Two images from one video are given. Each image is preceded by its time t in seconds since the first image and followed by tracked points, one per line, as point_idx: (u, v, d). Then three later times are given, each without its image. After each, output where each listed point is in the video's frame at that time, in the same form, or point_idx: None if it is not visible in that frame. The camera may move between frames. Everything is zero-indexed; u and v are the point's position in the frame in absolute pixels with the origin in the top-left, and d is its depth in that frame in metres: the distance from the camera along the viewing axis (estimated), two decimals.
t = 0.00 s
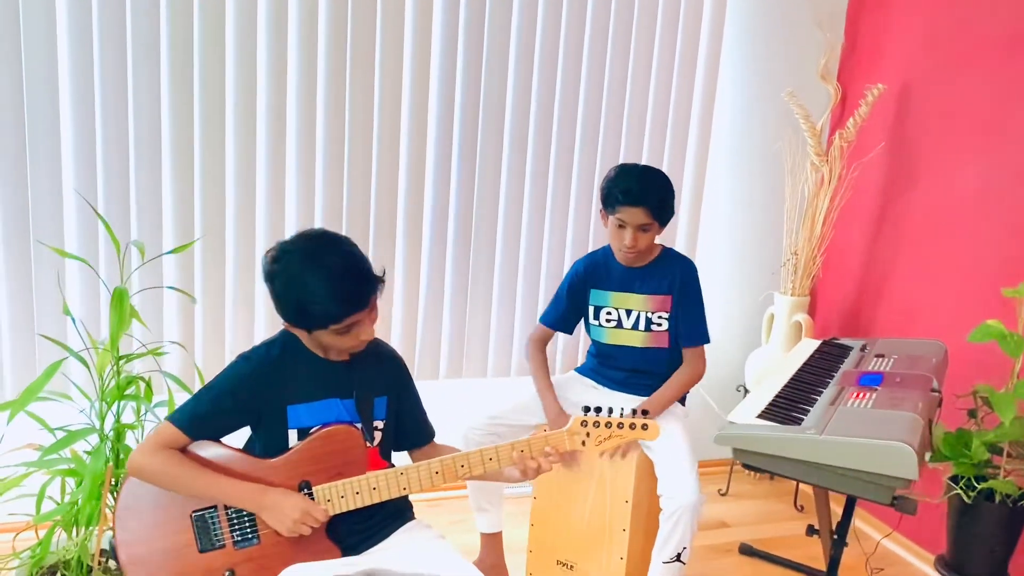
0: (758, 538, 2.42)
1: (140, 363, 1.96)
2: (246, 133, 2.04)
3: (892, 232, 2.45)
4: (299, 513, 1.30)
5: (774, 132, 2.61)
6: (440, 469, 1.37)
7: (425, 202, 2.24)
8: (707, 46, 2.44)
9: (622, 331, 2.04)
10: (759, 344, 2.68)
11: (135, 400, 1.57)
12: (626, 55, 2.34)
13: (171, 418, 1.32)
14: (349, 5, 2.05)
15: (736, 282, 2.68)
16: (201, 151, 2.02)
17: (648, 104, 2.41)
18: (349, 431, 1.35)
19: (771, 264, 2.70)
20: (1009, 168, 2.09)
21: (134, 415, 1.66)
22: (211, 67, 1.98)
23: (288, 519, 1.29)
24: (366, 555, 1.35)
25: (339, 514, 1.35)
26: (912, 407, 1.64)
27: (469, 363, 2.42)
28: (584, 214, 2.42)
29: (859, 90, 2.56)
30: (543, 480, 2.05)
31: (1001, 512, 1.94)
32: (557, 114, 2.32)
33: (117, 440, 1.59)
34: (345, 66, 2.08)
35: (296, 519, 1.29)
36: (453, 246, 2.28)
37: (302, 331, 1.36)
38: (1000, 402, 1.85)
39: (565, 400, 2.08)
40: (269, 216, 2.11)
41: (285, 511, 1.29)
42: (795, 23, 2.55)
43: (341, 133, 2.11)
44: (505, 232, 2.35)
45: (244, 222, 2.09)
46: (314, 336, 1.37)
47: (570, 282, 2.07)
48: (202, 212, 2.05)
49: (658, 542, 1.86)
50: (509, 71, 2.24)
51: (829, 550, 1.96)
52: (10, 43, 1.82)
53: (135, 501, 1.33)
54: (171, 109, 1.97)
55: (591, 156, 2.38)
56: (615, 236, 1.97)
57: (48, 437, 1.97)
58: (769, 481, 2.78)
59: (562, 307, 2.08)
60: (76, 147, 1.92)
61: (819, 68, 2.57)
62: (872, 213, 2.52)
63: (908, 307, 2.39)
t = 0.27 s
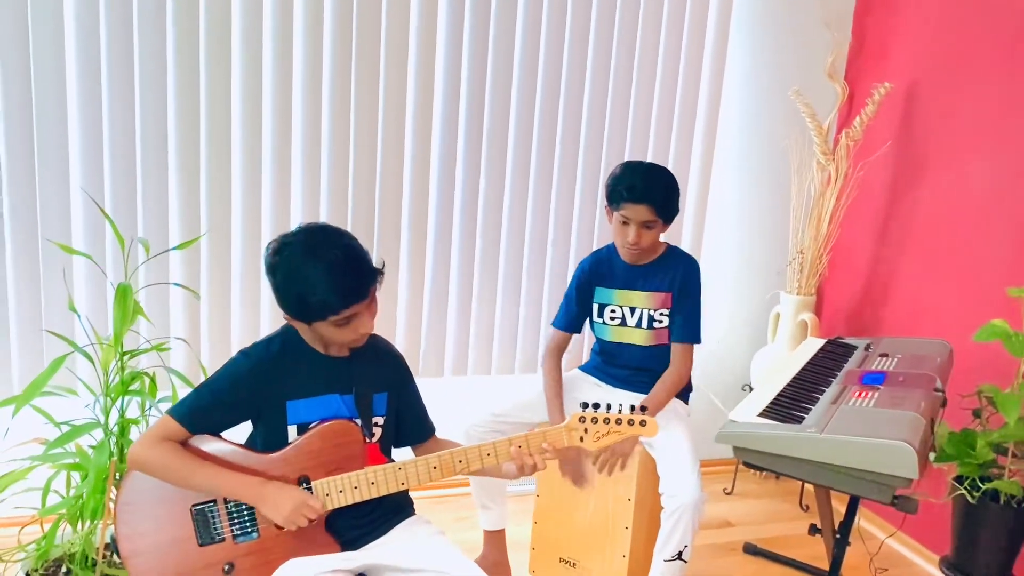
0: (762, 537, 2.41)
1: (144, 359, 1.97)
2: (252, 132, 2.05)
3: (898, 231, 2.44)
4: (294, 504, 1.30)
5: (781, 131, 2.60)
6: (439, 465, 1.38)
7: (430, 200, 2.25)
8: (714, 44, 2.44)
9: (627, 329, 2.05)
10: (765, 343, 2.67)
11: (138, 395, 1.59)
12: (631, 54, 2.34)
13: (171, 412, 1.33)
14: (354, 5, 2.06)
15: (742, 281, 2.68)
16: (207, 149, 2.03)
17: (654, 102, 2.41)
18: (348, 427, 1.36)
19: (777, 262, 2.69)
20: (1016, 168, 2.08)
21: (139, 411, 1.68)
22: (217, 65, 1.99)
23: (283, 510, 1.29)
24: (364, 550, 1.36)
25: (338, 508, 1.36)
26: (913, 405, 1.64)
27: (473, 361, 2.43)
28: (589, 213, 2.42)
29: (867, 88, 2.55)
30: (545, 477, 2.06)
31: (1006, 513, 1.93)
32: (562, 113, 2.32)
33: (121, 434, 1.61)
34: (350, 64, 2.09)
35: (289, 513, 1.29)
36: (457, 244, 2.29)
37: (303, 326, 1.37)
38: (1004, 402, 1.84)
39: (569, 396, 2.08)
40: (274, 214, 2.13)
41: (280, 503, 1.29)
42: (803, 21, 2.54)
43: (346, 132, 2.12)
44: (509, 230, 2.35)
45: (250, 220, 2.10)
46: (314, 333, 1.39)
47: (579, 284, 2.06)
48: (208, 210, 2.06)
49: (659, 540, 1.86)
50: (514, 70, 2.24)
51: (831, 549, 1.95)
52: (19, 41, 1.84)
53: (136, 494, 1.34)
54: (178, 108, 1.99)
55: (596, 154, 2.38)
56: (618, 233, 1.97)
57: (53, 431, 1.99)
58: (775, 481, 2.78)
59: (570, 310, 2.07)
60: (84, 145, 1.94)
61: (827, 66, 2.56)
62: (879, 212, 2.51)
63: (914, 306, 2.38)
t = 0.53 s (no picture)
0: (768, 536, 2.41)
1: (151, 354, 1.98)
2: (258, 129, 2.06)
3: (905, 230, 2.43)
4: (296, 517, 1.31)
5: (788, 129, 2.60)
6: (440, 461, 1.39)
7: (436, 197, 2.26)
8: (720, 42, 2.44)
9: (630, 326, 2.04)
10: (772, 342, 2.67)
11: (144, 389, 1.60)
12: (637, 51, 2.35)
13: (175, 407, 1.34)
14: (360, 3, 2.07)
15: (749, 279, 2.68)
16: (214, 145, 2.04)
17: (660, 100, 2.41)
18: (351, 421, 1.37)
19: (783, 261, 2.69)
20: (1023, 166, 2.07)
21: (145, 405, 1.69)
22: (224, 62, 2.00)
23: (285, 521, 1.30)
24: (367, 544, 1.36)
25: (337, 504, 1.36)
26: (917, 404, 1.64)
27: (478, 358, 2.43)
28: (595, 210, 2.42)
29: (874, 86, 2.54)
30: (550, 472, 2.07)
31: (1011, 513, 1.92)
32: (567, 110, 2.32)
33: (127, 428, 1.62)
34: (357, 62, 2.10)
35: (293, 522, 1.31)
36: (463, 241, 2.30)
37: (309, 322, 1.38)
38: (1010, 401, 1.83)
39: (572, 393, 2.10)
40: (281, 210, 2.14)
41: (281, 513, 1.30)
42: (810, 19, 2.53)
43: (352, 129, 2.13)
44: (515, 227, 2.36)
45: (256, 216, 2.11)
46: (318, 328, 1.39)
47: (580, 274, 2.08)
48: (215, 207, 2.07)
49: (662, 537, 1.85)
50: (520, 67, 2.25)
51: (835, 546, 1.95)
52: (28, 40, 1.86)
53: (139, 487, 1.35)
54: (185, 105, 2.00)
55: (601, 152, 2.39)
56: (623, 231, 1.97)
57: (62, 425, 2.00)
58: (781, 480, 2.78)
59: (570, 299, 2.08)
60: (92, 141, 1.96)
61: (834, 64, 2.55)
62: (886, 211, 2.50)
63: (921, 305, 2.37)
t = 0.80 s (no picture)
0: (771, 536, 2.40)
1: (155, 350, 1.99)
2: (263, 126, 2.07)
3: (911, 230, 2.42)
4: (292, 514, 1.31)
5: (794, 127, 2.59)
6: (439, 457, 1.39)
7: (440, 195, 2.26)
8: (726, 39, 2.43)
9: (637, 324, 2.04)
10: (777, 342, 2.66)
11: (147, 386, 1.60)
12: (642, 49, 2.34)
13: (174, 404, 1.35)
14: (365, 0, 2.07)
15: (754, 278, 2.67)
16: (219, 142, 2.05)
17: (665, 98, 2.40)
18: (349, 417, 1.37)
19: (788, 260, 2.68)
20: None
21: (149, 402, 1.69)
22: (229, 59, 2.01)
23: (282, 518, 1.31)
24: (366, 541, 1.37)
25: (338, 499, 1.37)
26: (919, 402, 1.63)
27: (482, 355, 2.44)
28: (599, 208, 2.42)
29: (881, 84, 2.53)
30: (552, 472, 2.07)
31: (1016, 514, 1.90)
32: (572, 108, 2.32)
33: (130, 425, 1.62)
34: (361, 59, 2.10)
35: (288, 521, 1.31)
36: (467, 239, 2.30)
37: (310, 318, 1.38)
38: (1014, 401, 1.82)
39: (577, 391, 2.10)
40: (285, 208, 2.14)
41: (278, 510, 1.31)
42: (816, 17, 2.52)
43: (355, 127, 2.13)
44: (519, 226, 2.36)
45: (261, 214, 2.12)
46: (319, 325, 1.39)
47: (587, 278, 2.06)
48: (219, 204, 2.08)
49: (665, 536, 1.84)
50: (524, 65, 2.25)
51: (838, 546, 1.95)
52: (33, 37, 1.87)
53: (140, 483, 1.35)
54: (190, 103, 2.00)
55: (606, 150, 2.38)
56: (627, 228, 1.96)
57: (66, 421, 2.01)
58: (786, 479, 2.77)
59: (581, 304, 2.07)
60: (98, 138, 1.96)
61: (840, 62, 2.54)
62: (892, 210, 2.49)
63: (926, 305, 2.36)
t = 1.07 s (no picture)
0: (773, 534, 2.39)
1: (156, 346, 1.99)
2: (264, 124, 2.07)
3: (914, 228, 2.41)
4: (290, 510, 1.31)
5: (796, 124, 2.58)
6: (438, 455, 1.39)
7: (441, 193, 2.26)
8: (728, 36, 2.42)
9: (636, 321, 2.03)
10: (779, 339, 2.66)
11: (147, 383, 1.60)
12: (644, 46, 2.34)
13: (172, 401, 1.35)
14: None
15: (756, 277, 2.66)
16: (220, 139, 2.05)
17: (667, 95, 2.40)
18: (348, 416, 1.38)
19: (790, 258, 2.67)
20: None
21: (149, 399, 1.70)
22: (230, 56, 2.01)
23: (280, 514, 1.31)
24: (365, 538, 1.37)
25: (337, 497, 1.37)
26: (920, 401, 1.62)
27: (484, 353, 2.44)
28: (601, 206, 2.42)
29: (884, 82, 2.52)
30: (553, 470, 2.07)
31: (1018, 514, 1.89)
32: (574, 106, 2.32)
33: (131, 421, 1.62)
34: (362, 58, 2.10)
35: (285, 518, 1.31)
36: (468, 237, 2.30)
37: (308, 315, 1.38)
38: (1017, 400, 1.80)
39: (577, 389, 2.10)
40: (287, 205, 2.14)
41: (276, 506, 1.31)
42: (818, 14, 2.52)
43: (356, 125, 2.13)
44: (521, 224, 2.35)
45: (262, 212, 2.12)
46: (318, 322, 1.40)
47: (584, 271, 2.06)
48: (221, 202, 2.08)
49: (664, 534, 1.84)
50: (526, 62, 2.24)
51: (839, 545, 1.94)
52: (35, 35, 1.87)
53: (140, 480, 1.36)
54: (191, 101, 2.01)
55: (607, 148, 2.38)
56: (627, 227, 1.96)
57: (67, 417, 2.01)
58: (788, 478, 2.76)
59: (573, 298, 2.08)
60: (99, 135, 1.97)
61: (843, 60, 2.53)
62: (895, 209, 2.48)
63: (929, 304, 2.35)
